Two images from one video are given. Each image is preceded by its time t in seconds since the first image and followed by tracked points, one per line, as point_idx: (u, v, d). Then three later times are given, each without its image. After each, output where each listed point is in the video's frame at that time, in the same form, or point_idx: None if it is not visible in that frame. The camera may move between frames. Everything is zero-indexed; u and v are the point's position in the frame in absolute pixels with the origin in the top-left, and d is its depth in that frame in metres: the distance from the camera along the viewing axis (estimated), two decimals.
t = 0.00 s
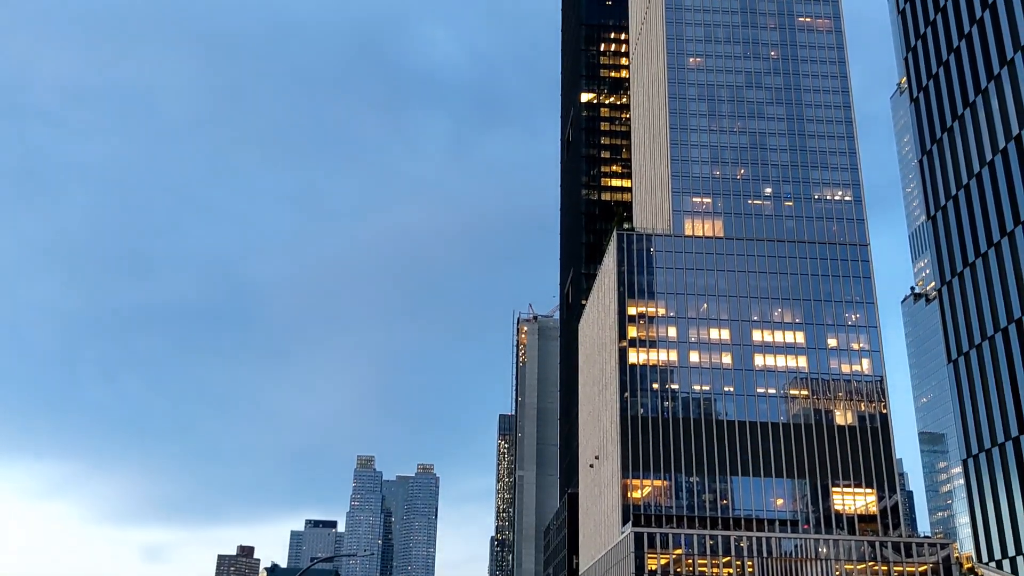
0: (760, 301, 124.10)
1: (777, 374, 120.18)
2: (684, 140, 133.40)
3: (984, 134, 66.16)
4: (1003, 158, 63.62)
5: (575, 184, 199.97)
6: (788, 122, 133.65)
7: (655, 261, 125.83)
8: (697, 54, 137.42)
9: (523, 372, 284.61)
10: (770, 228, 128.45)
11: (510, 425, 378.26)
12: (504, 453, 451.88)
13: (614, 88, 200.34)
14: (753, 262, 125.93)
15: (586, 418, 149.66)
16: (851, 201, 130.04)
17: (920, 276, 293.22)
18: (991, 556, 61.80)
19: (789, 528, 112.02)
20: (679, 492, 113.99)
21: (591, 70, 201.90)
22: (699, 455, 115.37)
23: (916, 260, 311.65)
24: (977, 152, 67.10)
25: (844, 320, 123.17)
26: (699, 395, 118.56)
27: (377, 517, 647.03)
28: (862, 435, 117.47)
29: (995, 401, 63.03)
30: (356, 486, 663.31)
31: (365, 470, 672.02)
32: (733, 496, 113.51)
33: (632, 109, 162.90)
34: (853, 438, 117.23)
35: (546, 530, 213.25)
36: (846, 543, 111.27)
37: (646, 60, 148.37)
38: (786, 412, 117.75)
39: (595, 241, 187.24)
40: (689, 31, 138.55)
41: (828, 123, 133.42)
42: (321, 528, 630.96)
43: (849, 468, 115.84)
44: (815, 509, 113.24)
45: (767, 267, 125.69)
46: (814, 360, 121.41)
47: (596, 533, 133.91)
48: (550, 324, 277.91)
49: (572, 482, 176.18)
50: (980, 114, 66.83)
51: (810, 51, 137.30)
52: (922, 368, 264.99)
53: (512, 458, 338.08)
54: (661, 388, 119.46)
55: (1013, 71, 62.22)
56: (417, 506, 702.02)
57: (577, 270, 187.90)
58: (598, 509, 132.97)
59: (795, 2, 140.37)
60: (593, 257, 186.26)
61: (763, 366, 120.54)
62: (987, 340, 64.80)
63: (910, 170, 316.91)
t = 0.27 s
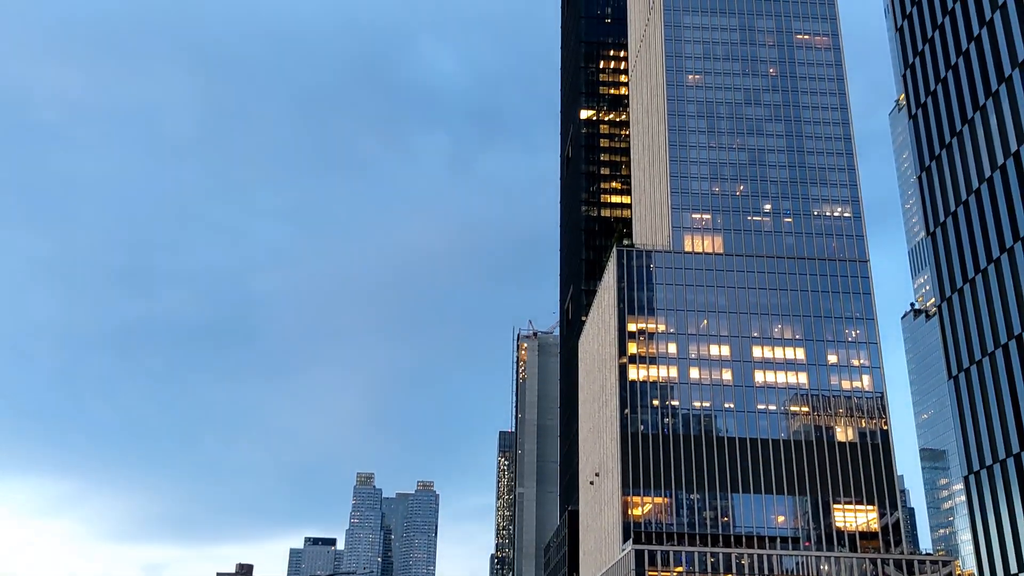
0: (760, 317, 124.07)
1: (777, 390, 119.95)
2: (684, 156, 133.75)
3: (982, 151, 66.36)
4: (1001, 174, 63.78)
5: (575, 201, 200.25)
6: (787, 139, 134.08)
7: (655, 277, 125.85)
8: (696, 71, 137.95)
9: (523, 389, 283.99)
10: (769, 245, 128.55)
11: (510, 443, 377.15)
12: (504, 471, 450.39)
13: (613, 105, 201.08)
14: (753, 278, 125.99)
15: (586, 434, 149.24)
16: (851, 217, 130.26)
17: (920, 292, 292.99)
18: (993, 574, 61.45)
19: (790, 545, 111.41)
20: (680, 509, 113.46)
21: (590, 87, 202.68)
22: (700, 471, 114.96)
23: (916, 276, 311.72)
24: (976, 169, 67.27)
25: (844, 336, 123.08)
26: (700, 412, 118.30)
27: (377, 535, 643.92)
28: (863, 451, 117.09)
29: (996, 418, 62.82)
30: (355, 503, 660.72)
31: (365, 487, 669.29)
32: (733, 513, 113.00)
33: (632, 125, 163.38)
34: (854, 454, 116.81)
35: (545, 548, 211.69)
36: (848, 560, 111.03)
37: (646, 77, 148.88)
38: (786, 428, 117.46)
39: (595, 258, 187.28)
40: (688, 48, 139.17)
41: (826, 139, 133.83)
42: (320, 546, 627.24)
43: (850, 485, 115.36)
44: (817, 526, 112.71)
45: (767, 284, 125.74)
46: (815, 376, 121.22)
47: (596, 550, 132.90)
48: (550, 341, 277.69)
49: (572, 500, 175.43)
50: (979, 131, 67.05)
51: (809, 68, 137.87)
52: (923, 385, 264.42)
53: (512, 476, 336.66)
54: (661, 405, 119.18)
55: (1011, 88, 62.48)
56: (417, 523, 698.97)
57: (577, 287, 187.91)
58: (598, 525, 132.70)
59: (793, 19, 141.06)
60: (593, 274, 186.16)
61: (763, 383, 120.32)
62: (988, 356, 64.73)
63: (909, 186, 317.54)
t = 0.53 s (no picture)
0: (760, 334, 124.00)
1: (777, 407, 119.73)
2: (683, 174, 134.06)
3: (981, 168, 66.60)
4: (1000, 192, 63.98)
5: (574, 219, 200.60)
6: (786, 157, 134.45)
7: (655, 294, 125.87)
8: (695, 89, 138.55)
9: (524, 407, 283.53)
10: (769, 262, 128.59)
11: (511, 461, 376.25)
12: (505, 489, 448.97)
13: (612, 123, 201.86)
14: (753, 295, 126.03)
15: (586, 452, 148.82)
16: (850, 234, 130.40)
17: (920, 309, 292.81)
18: None
19: (792, 563, 110.85)
20: (681, 528, 112.98)
21: (590, 105, 203.50)
22: (701, 489, 114.50)
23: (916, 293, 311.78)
24: (974, 187, 67.47)
25: (844, 353, 122.97)
26: (701, 429, 118.00)
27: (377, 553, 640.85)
28: (864, 469, 116.71)
29: (997, 435, 62.67)
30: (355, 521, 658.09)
31: (364, 506, 666.66)
32: (735, 531, 112.48)
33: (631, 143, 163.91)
34: (855, 472, 116.41)
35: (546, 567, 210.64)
36: None
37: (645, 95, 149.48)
38: (787, 446, 117.13)
39: (594, 275, 187.44)
40: (687, 67, 139.85)
41: (826, 157, 134.19)
42: (320, 565, 623.63)
43: (852, 503, 114.90)
44: (818, 543, 112.17)
45: (767, 301, 125.76)
46: (815, 393, 121.00)
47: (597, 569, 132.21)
48: (550, 358, 277.53)
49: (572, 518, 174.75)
50: (976, 149, 67.33)
51: (808, 86, 138.45)
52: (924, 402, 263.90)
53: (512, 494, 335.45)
54: (662, 422, 118.92)
55: (1009, 106, 62.82)
56: (417, 542, 695.90)
57: (577, 304, 187.96)
58: (598, 543, 132.76)
59: (791, 38, 141.81)
60: (592, 291, 186.19)
61: (763, 400, 120.11)
62: (988, 374, 64.66)
63: (908, 203, 318.09)
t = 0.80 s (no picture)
0: (758, 353, 123.90)
1: (776, 426, 119.43)
2: (680, 193, 134.41)
3: (977, 186, 66.88)
4: (996, 210, 64.21)
5: (572, 237, 200.85)
6: (783, 175, 134.90)
7: (653, 313, 125.81)
8: (692, 108, 139.16)
9: (522, 426, 282.74)
10: (767, 280, 128.68)
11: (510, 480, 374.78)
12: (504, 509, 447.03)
13: (610, 142, 202.53)
14: (751, 313, 126.04)
15: (585, 471, 148.12)
16: (848, 252, 130.60)
17: (918, 327, 292.70)
18: None
19: None
20: (680, 547, 112.38)
21: (587, 124, 204.20)
22: (700, 509, 114.00)
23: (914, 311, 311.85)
24: (971, 205, 67.73)
25: (843, 371, 122.86)
26: (700, 448, 117.63)
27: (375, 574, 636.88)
28: (863, 487, 116.30)
29: (996, 453, 62.56)
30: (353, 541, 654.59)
31: (362, 526, 663.15)
32: (734, 551, 111.89)
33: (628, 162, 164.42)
34: (855, 491, 115.98)
35: None
36: None
37: (642, 114, 150.07)
38: (786, 465, 116.72)
39: (592, 293, 187.49)
40: (683, 86, 140.53)
41: (822, 176, 134.66)
42: None
43: (852, 522, 114.38)
44: (818, 563, 111.59)
45: (765, 319, 125.74)
46: (814, 412, 120.74)
47: None
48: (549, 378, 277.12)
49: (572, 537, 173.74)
50: (973, 167, 67.66)
51: (804, 105, 139.11)
52: (923, 420, 263.34)
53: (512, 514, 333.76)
54: (661, 441, 118.53)
55: (1005, 125, 63.21)
56: (415, 562, 691.85)
57: (575, 323, 187.81)
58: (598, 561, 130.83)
59: (787, 57, 142.62)
60: (590, 310, 186.13)
61: (762, 419, 119.85)
62: (987, 392, 64.61)
63: (906, 221, 318.61)
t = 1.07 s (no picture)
0: (754, 371, 123.88)
1: (773, 445, 119.22)
2: (676, 211, 134.80)
3: (971, 204, 67.24)
4: (991, 228, 64.50)
5: (567, 256, 201.17)
6: (777, 194, 135.44)
7: (650, 331, 125.83)
8: (687, 127, 139.81)
9: (518, 445, 281.91)
10: (763, 298, 128.84)
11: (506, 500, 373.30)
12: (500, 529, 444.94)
13: (605, 161, 203.27)
14: (747, 331, 126.14)
15: (582, 490, 147.59)
16: (843, 270, 130.90)
17: (914, 345, 293.08)
18: None
19: None
20: (677, 567, 111.83)
21: (583, 143, 204.99)
22: (697, 528, 113.52)
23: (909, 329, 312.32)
24: (965, 223, 68.09)
25: (839, 389, 122.84)
26: (697, 467, 117.34)
27: None
28: (860, 506, 115.97)
29: (994, 471, 62.50)
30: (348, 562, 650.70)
31: (357, 546, 659.15)
32: (732, 570, 111.34)
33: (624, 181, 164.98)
34: (852, 510, 115.63)
35: None
36: None
37: (637, 133, 150.72)
38: (783, 484, 116.39)
39: (588, 312, 187.70)
40: (678, 105, 141.23)
41: (817, 194, 135.26)
42: None
43: (849, 541, 113.97)
44: None
45: (761, 337, 125.80)
46: (811, 430, 120.56)
47: None
48: (545, 397, 276.80)
49: (568, 557, 172.86)
50: (967, 186, 68.05)
51: (798, 124, 139.85)
52: (920, 438, 263.11)
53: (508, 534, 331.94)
54: (657, 460, 118.26)
55: (998, 144, 63.67)
56: None
57: (571, 341, 187.71)
58: None
59: (782, 76, 143.47)
60: (586, 328, 186.17)
61: (759, 437, 119.68)
62: (983, 410, 64.61)
63: (900, 239, 319.67)
